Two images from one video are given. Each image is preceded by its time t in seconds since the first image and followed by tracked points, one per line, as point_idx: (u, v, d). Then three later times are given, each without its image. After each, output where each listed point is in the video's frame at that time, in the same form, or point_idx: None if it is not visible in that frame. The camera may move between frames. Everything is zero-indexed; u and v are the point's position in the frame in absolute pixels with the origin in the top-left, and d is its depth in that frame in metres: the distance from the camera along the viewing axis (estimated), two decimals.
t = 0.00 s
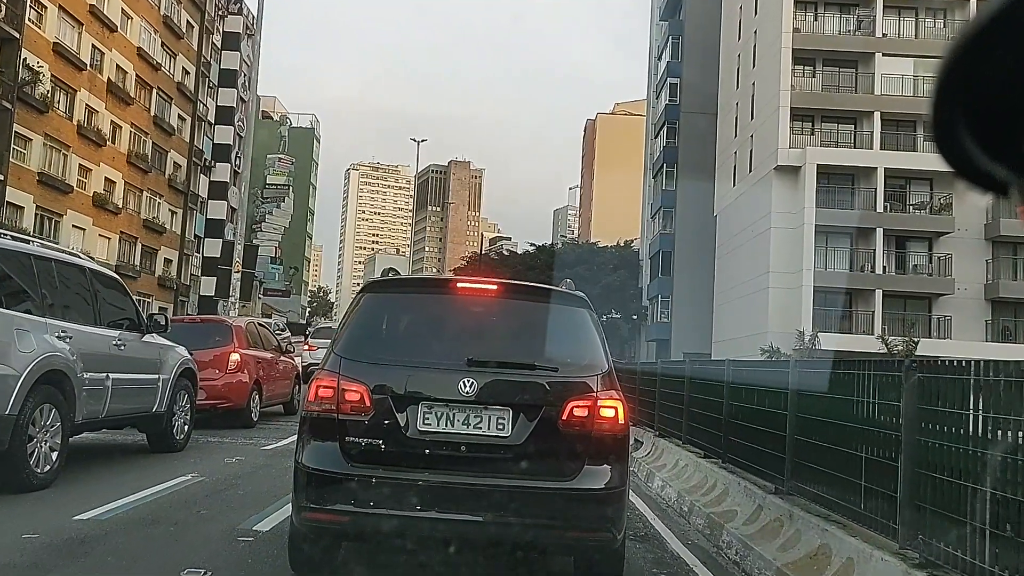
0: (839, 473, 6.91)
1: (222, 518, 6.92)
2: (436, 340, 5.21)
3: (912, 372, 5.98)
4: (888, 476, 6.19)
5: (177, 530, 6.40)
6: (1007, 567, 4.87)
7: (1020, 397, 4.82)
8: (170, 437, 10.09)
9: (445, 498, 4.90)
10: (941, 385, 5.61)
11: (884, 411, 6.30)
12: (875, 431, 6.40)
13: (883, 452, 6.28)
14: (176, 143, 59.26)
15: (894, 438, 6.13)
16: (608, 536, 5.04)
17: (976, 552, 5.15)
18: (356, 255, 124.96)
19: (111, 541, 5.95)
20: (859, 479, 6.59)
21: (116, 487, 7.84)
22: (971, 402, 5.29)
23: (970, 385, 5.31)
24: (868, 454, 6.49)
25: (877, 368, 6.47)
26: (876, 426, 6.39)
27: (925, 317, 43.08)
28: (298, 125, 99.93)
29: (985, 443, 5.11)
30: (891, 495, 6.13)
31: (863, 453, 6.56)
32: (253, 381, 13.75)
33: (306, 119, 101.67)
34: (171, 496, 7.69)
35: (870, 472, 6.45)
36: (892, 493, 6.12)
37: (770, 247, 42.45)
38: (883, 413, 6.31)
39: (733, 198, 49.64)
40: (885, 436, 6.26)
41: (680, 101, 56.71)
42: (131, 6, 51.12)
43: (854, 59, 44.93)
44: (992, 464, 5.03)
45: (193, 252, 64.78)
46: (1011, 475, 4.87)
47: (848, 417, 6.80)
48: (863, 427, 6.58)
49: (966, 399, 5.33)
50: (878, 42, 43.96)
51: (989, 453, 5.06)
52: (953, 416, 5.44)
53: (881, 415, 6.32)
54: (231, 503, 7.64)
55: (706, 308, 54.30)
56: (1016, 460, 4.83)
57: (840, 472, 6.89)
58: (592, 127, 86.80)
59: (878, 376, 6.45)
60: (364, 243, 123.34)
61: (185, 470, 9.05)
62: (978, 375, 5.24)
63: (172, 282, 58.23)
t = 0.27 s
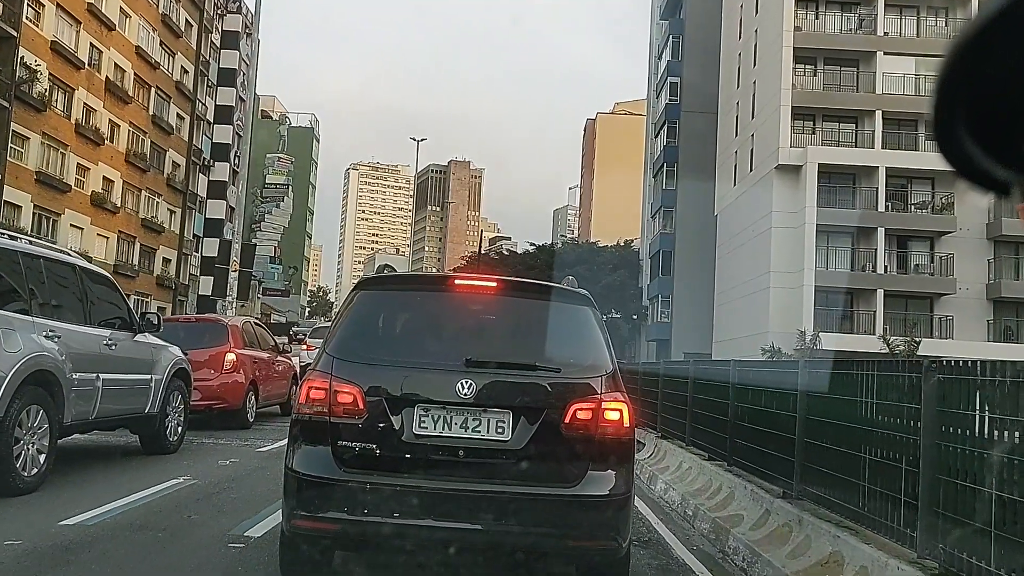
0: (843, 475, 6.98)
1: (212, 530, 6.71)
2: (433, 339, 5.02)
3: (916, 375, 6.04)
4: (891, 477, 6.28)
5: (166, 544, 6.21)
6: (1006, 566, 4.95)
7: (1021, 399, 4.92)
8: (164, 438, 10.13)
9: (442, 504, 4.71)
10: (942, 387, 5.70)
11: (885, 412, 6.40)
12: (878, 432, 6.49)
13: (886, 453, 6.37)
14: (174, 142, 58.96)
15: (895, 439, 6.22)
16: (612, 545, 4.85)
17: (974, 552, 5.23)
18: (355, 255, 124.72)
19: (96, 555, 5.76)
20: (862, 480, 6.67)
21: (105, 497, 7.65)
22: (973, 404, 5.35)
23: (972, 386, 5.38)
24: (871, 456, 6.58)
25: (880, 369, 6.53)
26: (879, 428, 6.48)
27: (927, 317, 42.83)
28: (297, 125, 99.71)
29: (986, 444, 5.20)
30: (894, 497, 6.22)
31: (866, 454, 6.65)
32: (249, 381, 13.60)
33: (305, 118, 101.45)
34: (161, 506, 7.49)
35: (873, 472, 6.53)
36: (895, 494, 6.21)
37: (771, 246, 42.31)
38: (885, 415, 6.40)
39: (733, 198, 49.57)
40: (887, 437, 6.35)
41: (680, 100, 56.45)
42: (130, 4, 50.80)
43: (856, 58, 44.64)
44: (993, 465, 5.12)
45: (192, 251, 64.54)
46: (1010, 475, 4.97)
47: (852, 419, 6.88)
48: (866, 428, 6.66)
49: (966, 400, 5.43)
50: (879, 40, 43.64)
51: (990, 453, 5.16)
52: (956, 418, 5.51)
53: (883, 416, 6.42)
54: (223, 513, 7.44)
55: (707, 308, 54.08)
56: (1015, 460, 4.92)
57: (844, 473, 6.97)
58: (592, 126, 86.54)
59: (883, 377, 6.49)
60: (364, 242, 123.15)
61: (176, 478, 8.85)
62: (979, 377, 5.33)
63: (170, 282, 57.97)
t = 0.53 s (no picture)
0: (842, 475, 6.93)
1: (203, 537, 6.56)
2: (431, 339, 4.88)
3: (918, 374, 6.00)
4: (891, 478, 6.24)
5: (157, 552, 6.07)
6: (1004, 566, 4.96)
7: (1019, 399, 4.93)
8: (157, 440, 10.08)
9: (440, 513, 4.57)
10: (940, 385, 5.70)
11: (886, 411, 6.35)
12: (877, 432, 6.45)
13: (886, 453, 6.33)
14: (174, 141, 58.73)
15: (896, 440, 6.18)
16: (617, 552, 4.70)
17: (975, 554, 5.22)
18: (355, 255, 124.55)
19: (84, 565, 5.60)
20: (862, 479, 6.62)
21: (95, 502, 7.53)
22: (973, 403, 5.35)
23: (972, 385, 5.37)
24: (871, 455, 6.53)
25: (880, 369, 6.48)
26: (878, 428, 6.44)
27: (928, 317, 42.61)
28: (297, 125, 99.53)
29: (985, 443, 5.20)
30: (894, 497, 6.19)
31: (868, 454, 6.58)
32: (246, 381, 13.50)
33: (305, 118, 101.31)
34: (154, 511, 7.36)
35: (872, 472, 6.50)
36: (896, 494, 6.17)
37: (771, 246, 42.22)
38: (885, 414, 6.36)
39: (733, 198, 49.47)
40: (887, 437, 6.32)
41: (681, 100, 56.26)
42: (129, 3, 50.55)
43: (857, 57, 44.44)
44: (992, 464, 5.13)
45: (191, 251, 64.35)
46: (1009, 474, 4.98)
47: (851, 418, 6.84)
48: (864, 429, 6.63)
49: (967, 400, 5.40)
50: (880, 39, 43.48)
51: (988, 452, 5.16)
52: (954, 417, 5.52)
53: (884, 415, 6.37)
54: (216, 518, 7.29)
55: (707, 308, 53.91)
56: (1014, 460, 4.93)
57: (843, 473, 6.92)
58: (592, 126, 86.37)
59: (884, 375, 6.43)
60: (364, 242, 123.04)
61: (167, 481, 8.77)
62: (978, 376, 5.35)
63: (170, 281, 57.77)
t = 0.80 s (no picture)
0: (841, 474, 6.88)
1: (198, 540, 6.48)
2: (430, 338, 4.79)
3: (917, 373, 5.93)
4: (891, 477, 6.18)
5: (151, 557, 5.98)
6: (1006, 567, 4.90)
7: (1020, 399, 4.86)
8: (154, 441, 10.04)
9: (439, 515, 4.48)
10: (940, 386, 5.62)
11: (884, 411, 6.30)
12: (875, 432, 6.41)
13: (885, 453, 6.27)
14: (173, 141, 58.59)
15: (894, 439, 6.13)
16: (620, 556, 4.61)
17: (975, 554, 5.17)
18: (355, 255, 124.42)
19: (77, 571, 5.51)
20: (862, 479, 6.56)
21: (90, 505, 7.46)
22: (973, 403, 5.28)
23: (971, 385, 5.31)
24: (870, 455, 6.48)
25: (880, 368, 6.40)
26: (876, 428, 6.39)
27: (929, 318, 42.50)
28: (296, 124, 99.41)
29: (985, 444, 5.13)
30: (894, 497, 6.13)
31: (868, 455, 6.51)
32: (244, 381, 13.44)
33: (305, 117, 101.20)
34: (150, 513, 7.28)
35: (871, 472, 6.45)
36: (896, 494, 6.11)
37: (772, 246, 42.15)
38: (883, 413, 6.31)
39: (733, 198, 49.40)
40: (885, 436, 6.26)
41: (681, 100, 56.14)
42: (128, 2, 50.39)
43: (857, 57, 44.35)
44: (993, 464, 5.05)
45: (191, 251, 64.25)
46: (1010, 474, 4.91)
47: (850, 418, 6.79)
48: (863, 429, 6.58)
49: (964, 399, 5.35)
50: (881, 39, 43.39)
51: (989, 452, 5.09)
52: (953, 417, 5.44)
53: (882, 415, 6.32)
54: (212, 520, 7.21)
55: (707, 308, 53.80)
56: (1014, 460, 4.86)
57: (843, 474, 6.85)
58: (592, 125, 86.24)
59: (883, 375, 6.35)
60: (364, 241, 122.93)
61: (164, 482, 8.72)
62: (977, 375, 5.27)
63: (169, 281, 57.66)
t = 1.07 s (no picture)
0: (842, 475, 6.84)
1: (197, 541, 6.47)
2: (430, 338, 4.76)
3: (917, 374, 5.90)
4: (891, 478, 6.15)
5: (150, 558, 5.96)
6: (1005, 567, 4.86)
7: (1019, 398, 4.84)
8: (154, 442, 10.03)
9: (438, 516, 4.44)
10: (941, 385, 5.58)
11: (884, 411, 6.26)
12: (876, 432, 6.37)
13: (885, 453, 6.24)
14: (173, 141, 58.54)
15: (895, 439, 6.09)
16: (621, 558, 4.57)
17: (977, 554, 5.12)
18: (356, 255, 124.33)
19: (74, 573, 5.47)
20: (862, 479, 6.53)
21: (87, 506, 7.43)
22: (972, 403, 5.25)
23: (971, 383, 5.28)
24: (870, 455, 6.45)
25: (879, 369, 6.37)
26: (876, 428, 6.36)
27: (929, 318, 42.47)
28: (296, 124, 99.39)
29: (987, 443, 5.09)
30: (895, 497, 6.09)
31: (867, 454, 6.49)
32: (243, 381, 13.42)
33: (305, 117, 101.19)
34: (147, 514, 7.24)
35: (872, 473, 6.42)
36: (897, 494, 6.07)
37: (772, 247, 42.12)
38: (884, 413, 6.27)
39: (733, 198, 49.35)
40: (886, 437, 6.23)
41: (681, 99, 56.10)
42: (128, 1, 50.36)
43: (857, 57, 44.29)
44: (992, 464, 5.03)
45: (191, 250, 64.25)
46: (1009, 473, 4.88)
47: (850, 418, 6.76)
48: (863, 429, 6.55)
49: (964, 399, 5.31)
50: (881, 38, 43.33)
51: (989, 452, 5.06)
52: (952, 416, 5.42)
53: (882, 415, 6.28)
54: (209, 521, 7.17)
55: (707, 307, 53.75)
56: (1013, 460, 4.84)
57: (844, 474, 6.82)
58: (592, 125, 86.18)
59: (883, 376, 6.32)
60: (364, 241, 122.88)
61: (162, 482, 8.70)
62: (976, 373, 5.25)
63: (169, 281, 57.61)
